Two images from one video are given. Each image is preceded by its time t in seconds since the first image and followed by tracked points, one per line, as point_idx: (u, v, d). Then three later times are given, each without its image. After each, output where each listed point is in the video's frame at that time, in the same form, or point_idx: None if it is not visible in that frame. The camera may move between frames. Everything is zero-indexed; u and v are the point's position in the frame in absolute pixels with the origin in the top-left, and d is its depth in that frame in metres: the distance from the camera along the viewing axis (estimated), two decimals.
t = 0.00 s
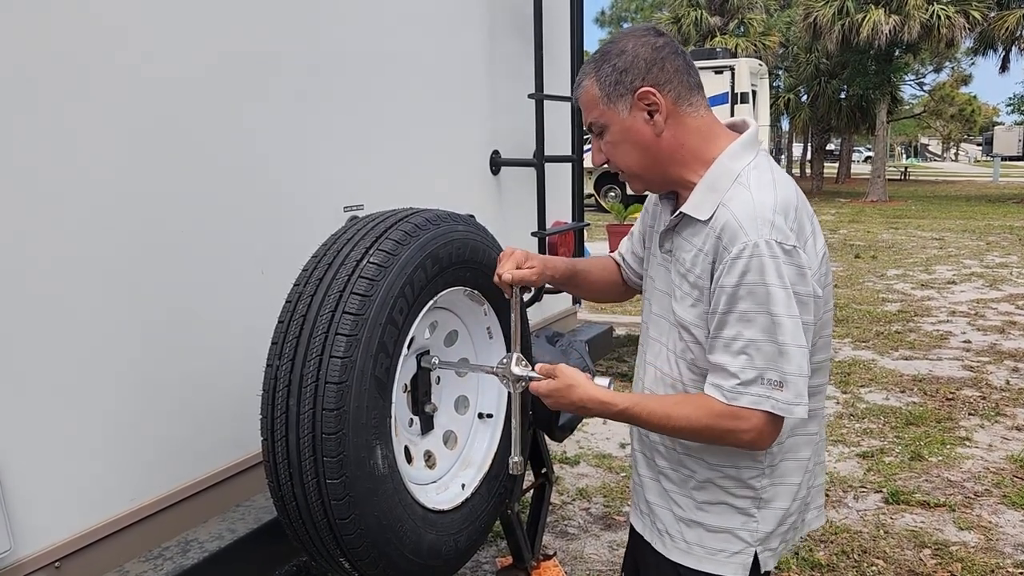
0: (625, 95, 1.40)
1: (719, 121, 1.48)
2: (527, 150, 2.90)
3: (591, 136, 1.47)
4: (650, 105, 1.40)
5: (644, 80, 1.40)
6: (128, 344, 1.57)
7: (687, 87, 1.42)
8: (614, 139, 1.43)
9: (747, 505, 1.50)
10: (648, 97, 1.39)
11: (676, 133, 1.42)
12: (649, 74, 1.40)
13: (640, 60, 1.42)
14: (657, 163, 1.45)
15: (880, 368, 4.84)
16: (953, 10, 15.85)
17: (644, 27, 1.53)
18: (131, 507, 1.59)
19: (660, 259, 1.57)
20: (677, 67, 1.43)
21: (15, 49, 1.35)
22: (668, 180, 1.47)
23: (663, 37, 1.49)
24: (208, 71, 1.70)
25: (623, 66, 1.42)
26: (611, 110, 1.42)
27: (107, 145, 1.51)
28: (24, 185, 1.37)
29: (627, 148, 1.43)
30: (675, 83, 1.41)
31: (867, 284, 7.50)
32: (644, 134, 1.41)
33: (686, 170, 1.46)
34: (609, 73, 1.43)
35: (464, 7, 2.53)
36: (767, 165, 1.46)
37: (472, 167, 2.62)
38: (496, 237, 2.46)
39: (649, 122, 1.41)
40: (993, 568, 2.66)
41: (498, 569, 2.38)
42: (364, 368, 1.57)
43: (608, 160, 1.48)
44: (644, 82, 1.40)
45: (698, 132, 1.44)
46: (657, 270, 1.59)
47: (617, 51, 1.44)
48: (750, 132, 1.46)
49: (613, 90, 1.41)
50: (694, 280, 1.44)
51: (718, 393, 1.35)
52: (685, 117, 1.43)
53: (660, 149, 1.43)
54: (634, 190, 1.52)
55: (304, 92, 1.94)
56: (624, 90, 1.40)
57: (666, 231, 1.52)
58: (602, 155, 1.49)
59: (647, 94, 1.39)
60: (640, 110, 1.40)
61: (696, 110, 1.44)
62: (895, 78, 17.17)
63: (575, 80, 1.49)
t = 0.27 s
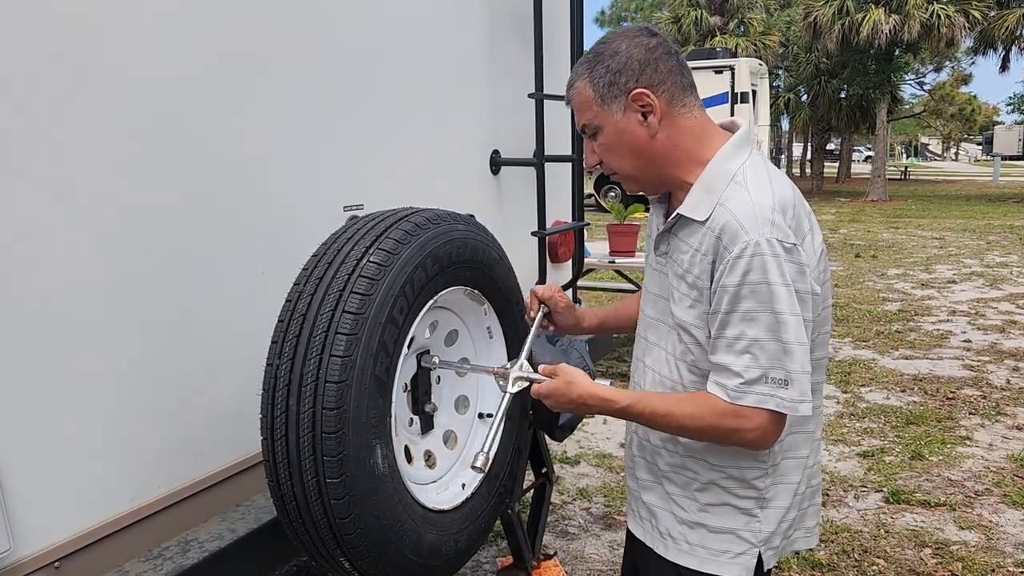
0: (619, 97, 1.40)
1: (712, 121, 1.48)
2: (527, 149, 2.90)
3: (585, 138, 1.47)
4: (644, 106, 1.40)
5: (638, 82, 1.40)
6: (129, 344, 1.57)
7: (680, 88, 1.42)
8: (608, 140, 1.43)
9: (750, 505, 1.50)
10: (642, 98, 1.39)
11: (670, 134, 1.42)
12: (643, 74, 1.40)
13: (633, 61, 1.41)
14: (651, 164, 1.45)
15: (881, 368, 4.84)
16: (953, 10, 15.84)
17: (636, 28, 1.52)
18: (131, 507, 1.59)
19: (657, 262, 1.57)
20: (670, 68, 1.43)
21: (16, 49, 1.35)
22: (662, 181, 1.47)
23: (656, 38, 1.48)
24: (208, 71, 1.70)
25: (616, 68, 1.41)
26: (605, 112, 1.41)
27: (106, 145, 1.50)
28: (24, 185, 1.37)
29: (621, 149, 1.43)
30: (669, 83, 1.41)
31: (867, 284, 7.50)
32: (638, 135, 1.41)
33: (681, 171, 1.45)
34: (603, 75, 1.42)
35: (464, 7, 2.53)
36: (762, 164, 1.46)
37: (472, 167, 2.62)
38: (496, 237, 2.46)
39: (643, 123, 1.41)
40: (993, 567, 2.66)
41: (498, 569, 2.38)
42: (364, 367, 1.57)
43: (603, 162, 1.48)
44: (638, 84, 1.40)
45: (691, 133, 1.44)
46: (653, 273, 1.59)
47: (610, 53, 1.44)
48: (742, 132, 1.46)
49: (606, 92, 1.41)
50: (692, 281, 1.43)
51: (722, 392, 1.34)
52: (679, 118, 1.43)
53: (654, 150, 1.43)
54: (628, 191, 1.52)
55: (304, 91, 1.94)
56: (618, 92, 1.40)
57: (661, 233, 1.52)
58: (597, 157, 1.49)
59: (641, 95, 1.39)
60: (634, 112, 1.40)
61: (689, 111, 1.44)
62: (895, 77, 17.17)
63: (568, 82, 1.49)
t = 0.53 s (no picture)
0: (615, 92, 1.41)
1: (710, 117, 1.47)
2: (527, 149, 2.90)
3: (583, 135, 1.48)
4: (639, 101, 1.40)
5: (633, 77, 1.40)
6: (128, 344, 1.57)
7: (675, 83, 1.42)
8: (605, 136, 1.44)
9: (750, 505, 1.50)
10: (637, 93, 1.39)
11: (666, 127, 1.42)
12: (638, 70, 1.41)
13: (629, 57, 1.42)
14: (648, 161, 1.44)
15: (881, 367, 4.84)
16: (954, 9, 15.84)
17: (633, 27, 1.53)
18: (131, 507, 1.59)
19: (658, 261, 1.57)
20: (666, 63, 1.43)
21: (15, 50, 1.35)
22: (661, 177, 1.47)
23: (653, 36, 1.49)
24: (207, 71, 1.70)
25: (612, 64, 1.43)
26: (601, 107, 1.42)
27: (106, 145, 1.50)
28: (24, 186, 1.37)
29: (618, 144, 1.43)
30: (663, 78, 1.41)
31: (868, 283, 7.50)
32: (634, 130, 1.41)
33: (678, 166, 1.45)
34: (599, 72, 1.43)
35: (464, 6, 2.53)
36: (757, 157, 1.46)
37: (472, 166, 2.62)
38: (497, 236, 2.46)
39: (639, 118, 1.41)
40: (994, 567, 2.66)
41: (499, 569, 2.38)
42: (364, 367, 1.57)
43: (602, 160, 1.48)
44: (633, 78, 1.40)
45: (688, 128, 1.44)
46: (654, 273, 1.59)
47: (606, 50, 1.45)
48: (737, 127, 1.46)
49: (602, 87, 1.42)
50: (687, 273, 1.43)
51: (711, 378, 1.33)
52: (675, 113, 1.42)
53: (651, 145, 1.43)
54: (628, 189, 1.52)
55: (303, 90, 1.94)
56: (613, 87, 1.41)
57: (662, 230, 1.52)
58: (596, 156, 1.49)
59: (636, 90, 1.39)
60: (630, 107, 1.40)
61: (686, 105, 1.44)
62: (895, 77, 17.16)
63: (567, 80, 1.50)
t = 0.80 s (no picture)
0: (614, 92, 1.41)
1: (712, 117, 1.47)
2: (527, 149, 2.90)
3: (585, 136, 1.48)
4: (637, 101, 1.40)
5: (631, 77, 1.41)
6: (129, 344, 1.57)
7: (674, 83, 1.42)
8: (605, 136, 1.44)
9: (746, 506, 1.50)
10: (635, 93, 1.40)
11: (664, 127, 1.42)
12: (636, 70, 1.41)
13: (627, 58, 1.42)
14: (648, 161, 1.44)
15: (882, 368, 4.84)
16: (955, 9, 15.83)
17: (633, 28, 1.53)
18: (132, 507, 1.59)
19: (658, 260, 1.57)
20: (664, 63, 1.43)
21: (15, 50, 1.35)
22: (660, 177, 1.47)
23: (653, 36, 1.49)
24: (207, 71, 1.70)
25: (611, 64, 1.43)
26: (601, 108, 1.42)
27: (106, 145, 1.50)
28: (24, 186, 1.37)
29: (617, 144, 1.43)
30: (661, 78, 1.41)
31: (868, 284, 7.50)
32: (633, 130, 1.41)
33: (677, 166, 1.44)
34: (598, 72, 1.44)
35: (465, 6, 2.53)
36: (756, 155, 1.46)
37: (472, 166, 2.62)
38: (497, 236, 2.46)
39: (637, 118, 1.41)
40: (995, 567, 2.66)
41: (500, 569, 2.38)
42: (365, 367, 1.57)
43: (604, 160, 1.48)
44: (631, 79, 1.40)
45: (688, 127, 1.43)
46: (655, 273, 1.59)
47: (606, 51, 1.45)
48: (737, 127, 1.46)
49: (602, 88, 1.42)
50: (686, 273, 1.44)
51: (708, 375, 1.33)
52: (674, 112, 1.42)
53: (650, 145, 1.43)
54: (631, 189, 1.52)
55: (303, 90, 1.94)
56: (612, 88, 1.41)
57: (663, 229, 1.52)
58: (598, 157, 1.49)
59: (634, 90, 1.39)
60: (628, 107, 1.41)
61: (685, 105, 1.43)
62: (896, 77, 17.15)
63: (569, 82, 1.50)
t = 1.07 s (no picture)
0: (601, 97, 1.41)
1: (698, 120, 1.48)
2: (527, 149, 2.90)
3: (571, 142, 1.47)
4: (625, 106, 1.40)
5: (619, 82, 1.40)
6: (129, 345, 1.57)
7: (662, 87, 1.42)
8: (594, 141, 1.43)
9: (751, 506, 1.50)
10: (623, 98, 1.39)
11: (654, 132, 1.42)
12: (624, 75, 1.41)
13: (614, 63, 1.42)
14: (636, 165, 1.44)
15: (883, 368, 4.84)
16: (955, 10, 15.83)
17: (618, 32, 1.53)
18: (133, 507, 1.59)
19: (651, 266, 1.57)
20: (651, 68, 1.44)
21: (16, 51, 1.35)
22: (650, 182, 1.47)
23: (638, 41, 1.49)
24: (207, 71, 1.70)
25: (598, 70, 1.43)
26: (588, 113, 1.42)
27: (107, 146, 1.51)
28: (25, 186, 1.38)
29: (607, 149, 1.43)
30: (650, 83, 1.41)
31: (869, 284, 7.50)
32: (621, 135, 1.41)
33: (667, 170, 1.44)
34: (585, 78, 1.43)
35: (465, 6, 2.53)
36: (747, 160, 1.46)
37: (473, 166, 2.62)
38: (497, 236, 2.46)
39: (626, 123, 1.41)
40: (996, 567, 2.66)
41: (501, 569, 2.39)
42: (366, 368, 1.57)
43: (590, 166, 1.47)
44: (618, 84, 1.40)
45: (675, 131, 1.44)
46: (648, 278, 1.58)
47: (592, 57, 1.45)
48: (728, 131, 1.47)
49: (588, 93, 1.42)
50: (684, 276, 1.43)
51: (709, 377, 1.33)
52: (662, 117, 1.42)
53: (638, 150, 1.43)
54: (619, 194, 1.52)
55: (304, 90, 1.94)
56: (599, 93, 1.41)
57: (655, 234, 1.51)
58: (584, 162, 1.48)
59: (623, 94, 1.39)
60: (616, 112, 1.40)
61: (672, 109, 1.44)
62: (897, 77, 17.15)
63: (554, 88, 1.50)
